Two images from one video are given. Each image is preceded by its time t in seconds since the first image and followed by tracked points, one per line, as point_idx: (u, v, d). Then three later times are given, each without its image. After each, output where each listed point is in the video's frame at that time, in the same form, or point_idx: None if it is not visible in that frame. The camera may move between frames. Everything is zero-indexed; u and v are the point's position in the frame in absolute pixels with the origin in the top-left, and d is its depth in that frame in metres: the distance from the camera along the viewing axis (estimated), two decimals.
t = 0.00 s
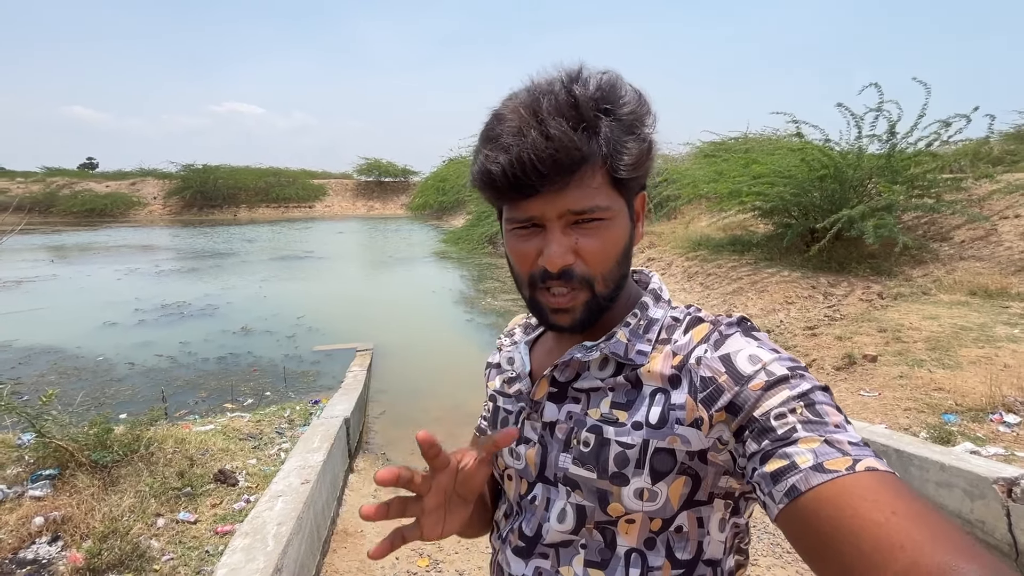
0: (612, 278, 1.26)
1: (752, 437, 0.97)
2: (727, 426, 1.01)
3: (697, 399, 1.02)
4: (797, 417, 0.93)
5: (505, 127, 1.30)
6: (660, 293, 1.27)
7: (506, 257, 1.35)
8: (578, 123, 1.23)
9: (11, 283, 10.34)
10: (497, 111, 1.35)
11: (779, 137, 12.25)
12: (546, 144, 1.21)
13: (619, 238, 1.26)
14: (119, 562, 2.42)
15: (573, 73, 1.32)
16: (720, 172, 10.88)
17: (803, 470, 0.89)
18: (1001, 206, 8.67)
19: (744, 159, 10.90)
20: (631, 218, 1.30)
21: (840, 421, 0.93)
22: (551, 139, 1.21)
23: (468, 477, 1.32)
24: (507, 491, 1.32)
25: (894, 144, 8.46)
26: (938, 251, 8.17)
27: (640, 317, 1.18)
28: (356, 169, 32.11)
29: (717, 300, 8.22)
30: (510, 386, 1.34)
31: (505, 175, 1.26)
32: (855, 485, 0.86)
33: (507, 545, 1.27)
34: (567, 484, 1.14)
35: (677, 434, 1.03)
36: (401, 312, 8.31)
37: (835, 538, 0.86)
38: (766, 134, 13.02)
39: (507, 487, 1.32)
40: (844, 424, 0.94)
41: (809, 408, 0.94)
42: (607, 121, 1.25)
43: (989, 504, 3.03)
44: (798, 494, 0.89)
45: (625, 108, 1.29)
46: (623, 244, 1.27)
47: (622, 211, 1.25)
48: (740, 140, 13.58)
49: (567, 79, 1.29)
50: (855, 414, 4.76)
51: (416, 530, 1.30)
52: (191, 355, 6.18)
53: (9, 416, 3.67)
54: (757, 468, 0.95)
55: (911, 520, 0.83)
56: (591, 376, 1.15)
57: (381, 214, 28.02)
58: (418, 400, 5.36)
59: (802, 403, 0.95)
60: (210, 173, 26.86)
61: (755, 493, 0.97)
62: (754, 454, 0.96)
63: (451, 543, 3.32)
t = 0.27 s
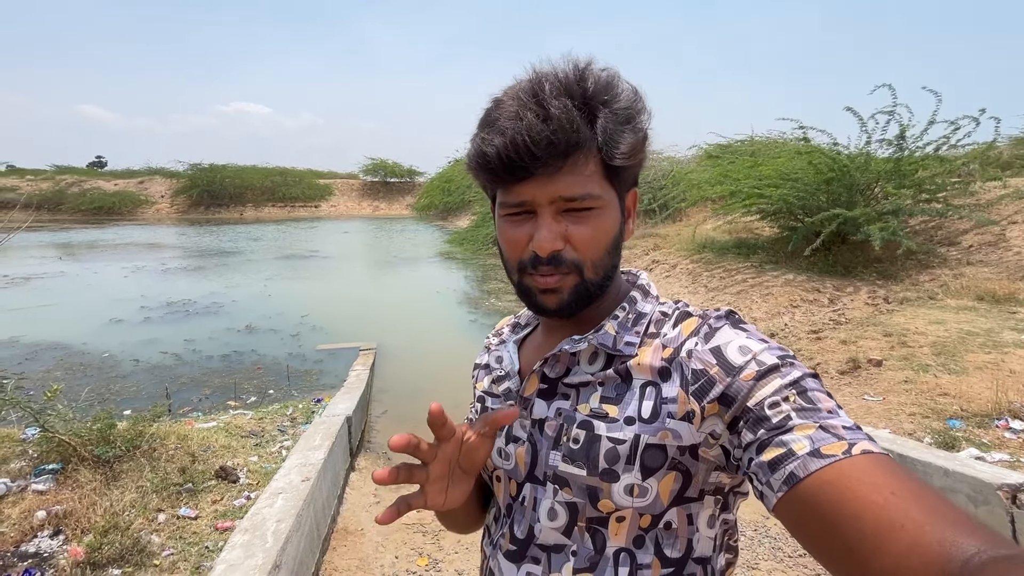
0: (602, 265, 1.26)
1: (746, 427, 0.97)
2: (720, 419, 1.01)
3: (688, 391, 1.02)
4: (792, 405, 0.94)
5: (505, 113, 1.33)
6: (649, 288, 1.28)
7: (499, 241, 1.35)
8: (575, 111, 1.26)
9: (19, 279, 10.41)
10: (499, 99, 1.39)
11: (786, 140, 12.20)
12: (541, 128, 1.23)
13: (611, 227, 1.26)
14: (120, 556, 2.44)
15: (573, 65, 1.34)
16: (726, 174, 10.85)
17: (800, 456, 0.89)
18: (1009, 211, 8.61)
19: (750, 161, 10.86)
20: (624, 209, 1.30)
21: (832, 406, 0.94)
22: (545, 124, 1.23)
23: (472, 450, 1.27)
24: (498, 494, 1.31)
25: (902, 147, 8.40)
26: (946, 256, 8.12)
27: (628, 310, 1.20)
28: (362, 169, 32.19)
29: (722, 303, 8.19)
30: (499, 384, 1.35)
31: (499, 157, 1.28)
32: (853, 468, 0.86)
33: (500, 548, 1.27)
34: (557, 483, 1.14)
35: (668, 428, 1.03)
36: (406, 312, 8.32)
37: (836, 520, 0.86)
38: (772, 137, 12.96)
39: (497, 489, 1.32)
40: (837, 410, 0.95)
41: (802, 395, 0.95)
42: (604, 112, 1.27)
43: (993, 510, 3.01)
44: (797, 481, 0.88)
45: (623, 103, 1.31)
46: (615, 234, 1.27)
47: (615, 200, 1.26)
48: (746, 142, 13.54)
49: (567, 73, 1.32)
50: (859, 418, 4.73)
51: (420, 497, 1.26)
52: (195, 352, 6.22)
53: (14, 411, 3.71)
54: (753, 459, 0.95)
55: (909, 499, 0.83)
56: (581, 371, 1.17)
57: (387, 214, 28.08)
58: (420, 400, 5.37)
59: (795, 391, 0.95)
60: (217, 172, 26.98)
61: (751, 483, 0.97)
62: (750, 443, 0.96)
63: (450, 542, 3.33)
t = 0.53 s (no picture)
0: (595, 267, 1.27)
1: (742, 433, 0.98)
2: (715, 424, 1.02)
3: (682, 396, 1.03)
4: (787, 411, 0.95)
5: (499, 119, 1.36)
6: (646, 292, 1.30)
7: (495, 244, 1.38)
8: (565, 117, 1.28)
9: (27, 275, 10.51)
10: (496, 106, 1.42)
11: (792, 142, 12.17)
12: (529, 132, 1.25)
13: (602, 229, 1.27)
14: (123, 550, 2.47)
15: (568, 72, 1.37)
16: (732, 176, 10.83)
17: (796, 463, 0.90)
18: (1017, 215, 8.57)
19: (756, 163, 10.84)
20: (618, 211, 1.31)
21: (828, 414, 0.95)
22: (535, 128, 1.26)
23: (456, 493, 1.32)
24: (492, 494, 1.33)
25: (910, 150, 8.35)
26: (953, 259, 8.09)
27: (624, 314, 1.22)
28: (368, 168, 32.28)
29: (726, 305, 8.18)
30: (496, 384, 1.37)
31: (492, 162, 1.32)
32: (850, 476, 0.87)
33: (493, 549, 1.29)
34: (548, 484, 1.15)
35: (661, 431, 1.04)
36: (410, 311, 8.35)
37: (832, 529, 0.87)
38: (779, 139, 12.94)
39: (492, 489, 1.33)
40: (832, 417, 0.96)
41: (797, 402, 0.96)
42: (595, 116, 1.29)
43: (994, 515, 3.01)
44: (793, 488, 0.90)
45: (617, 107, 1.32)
46: (606, 236, 1.28)
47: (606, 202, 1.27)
48: (752, 144, 13.51)
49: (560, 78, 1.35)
50: (862, 422, 4.73)
51: (405, 550, 1.30)
52: (200, 349, 6.26)
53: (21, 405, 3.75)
54: (749, 465, 0.96)
55: (904, 508, 0.85)
56: (577, 373, 1.19)
57: (392, 214, 28.15)
58: (423, 399, 5.39)
59: (791, 398, 0.96)
60: (224, 171, 27.13)
61: (746, 489, 0.98)
62: (745, 449, 0.97)
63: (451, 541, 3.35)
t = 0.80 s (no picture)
0: (590, 269, 1.29)
1: (739, 436, 0.99)
2: (711, 426, 1.03)
3: (679, 398, 1.05)
4: (784, 415, 0.96)
5: (497, 122, 1.39)
6: (647, 294, 1.31)
7: (494, 245, 1.41)
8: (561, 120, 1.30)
9: (33, 272, 10.58)
10: (496, 109, 1.45)
11: (796, 144, 12.16)
12: (524, 136, 1.28)
13: (598, 232, 1.28)
14: (128, 544, 2.50)
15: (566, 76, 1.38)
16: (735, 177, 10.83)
17: (792, 467, 0.92)
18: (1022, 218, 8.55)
19: (760, 165, 10.84)
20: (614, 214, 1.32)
21: (825, 417, 0.97)
22: (530, 132, 1.28)
23: (457, 502, 1.35)
24: (493, 492, 1.35)
25: (915, 152, 8.32)
26: (957, 262, 8.07)
27: (624, 315, 1.23)
28: (372, 168, 32.34)
29: (729, 306, 8.19)
30: (498, 384, 1.39)
31: (489, 165, 1.34)
32: (846, 480, 0.89)
33: (494, 544, 1.31)
34: (547, 483, 1.17)
35: (658, 433, 1.06)
36: (413, 311, 8.37)
37: (828, 531, 0.89)
38: (783, 140, 12.92)
39: (493, 487, 1.36)
40: (829, 420, 0.97)
41: (794, 405, 0.97)
42: (591, 120, 1.30)
43: (995, 518, 3.01)
44: (788, 491, 0.91)
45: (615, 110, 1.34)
46: (602, 238, 1.29)
47: (602, 205, 1.29)
48: (756, 145, 13.50)
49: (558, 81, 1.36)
50: (864, 424, 4.73)
51: (407, 558, 1.32)
52: (204, 347, 6.30)
53: (28, 400, 3.79)
54: (745, 467, 0.97)
55: (898, 512, 0.87)
56: (576, 374, 1.21)
57: (396, 213, 28.20)
58: (425, 398, 5.41)
59: (787, 401, 0.97)
60: (229, 169, 27.22)
61: (742, 491, 1.00)
62: (741, 452, 0.99)
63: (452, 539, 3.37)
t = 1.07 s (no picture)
0: (594, 274, 1.29)
1: (744, 441, 1.00)
2: (716, 431, 1.04)
3: (684, 403, 1.05)
4: (789, 421, 0.97)
5: (500, 128, 1.40)
6: (653, 297, 1.31)
7: (498, 251, 1.41)
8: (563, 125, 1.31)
9: (36, 270, 10.60)
10: (499, 115, 1.46)
11: (799, 144, 12.15)
12: (527, 140, 1.28)
13: (602, 236, 1.29)
14: (131, 542, 2.51)
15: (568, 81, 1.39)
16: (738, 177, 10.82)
17: (795, 472, 0.92)
18: None
19: (762, 165, 10.83)
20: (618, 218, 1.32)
21: (831, 423, 0.97)
22: (533, 137, 1.29)
23: (438, 476, 1.33)
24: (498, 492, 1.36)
25: (918, 154, 8.30)
26: (959, 263, 8.06)
27: (630, 319, 1.23)
28: (374, 167, 32.37)
29: (730, 307, 8.18)
30: (503, 386, 1.39)
31: (492, 170, 1.35)
32: (849, 487, 0.89)
33: (498, 544, 1.31)
34: (551, 486, 1.18)
35: (663, 438, 1.07)
36: (415, 310, 8.38)
37: (832, 538, 0.89)
38: (785, 141, 12.91)
39: (498, 488, 1.36)
40: (835, 427, 0.97)
41: (799, 411, 0.97)
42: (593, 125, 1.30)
43: (996, 520, 3.01)
44: (792, 497, 0.92)
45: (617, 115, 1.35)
46: (604, 242, 1.29)
47: (605, 208, 1.29)
48: (758, 146, 13.50)
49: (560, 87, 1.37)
50: (865, 425, 4.73)
51: (374, 517, 1.29)
52: (206, 346, 6.32)
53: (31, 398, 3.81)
54: (750, 472, 0.98)
55: (903, 520, 0.86)
56: (582, 377, 1.21)
57: (398, 212, 28.21)
58: (427, 398, 5.42)
59: (793, 407, 0.98)
60: (231, 168, 27.27)
61: (747, 496, 1.00)
62: (746, 457, 0.99)
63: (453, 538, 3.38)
